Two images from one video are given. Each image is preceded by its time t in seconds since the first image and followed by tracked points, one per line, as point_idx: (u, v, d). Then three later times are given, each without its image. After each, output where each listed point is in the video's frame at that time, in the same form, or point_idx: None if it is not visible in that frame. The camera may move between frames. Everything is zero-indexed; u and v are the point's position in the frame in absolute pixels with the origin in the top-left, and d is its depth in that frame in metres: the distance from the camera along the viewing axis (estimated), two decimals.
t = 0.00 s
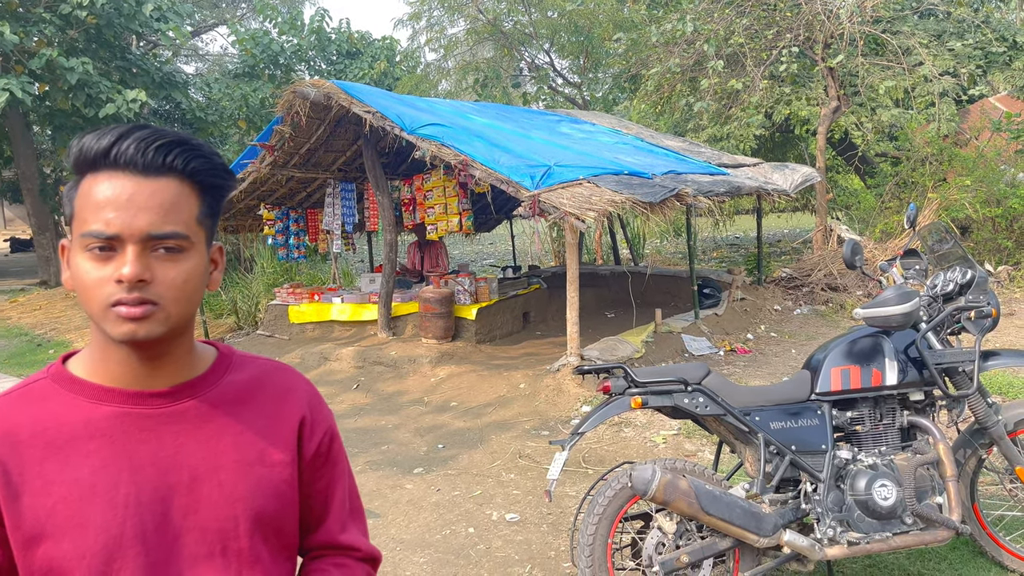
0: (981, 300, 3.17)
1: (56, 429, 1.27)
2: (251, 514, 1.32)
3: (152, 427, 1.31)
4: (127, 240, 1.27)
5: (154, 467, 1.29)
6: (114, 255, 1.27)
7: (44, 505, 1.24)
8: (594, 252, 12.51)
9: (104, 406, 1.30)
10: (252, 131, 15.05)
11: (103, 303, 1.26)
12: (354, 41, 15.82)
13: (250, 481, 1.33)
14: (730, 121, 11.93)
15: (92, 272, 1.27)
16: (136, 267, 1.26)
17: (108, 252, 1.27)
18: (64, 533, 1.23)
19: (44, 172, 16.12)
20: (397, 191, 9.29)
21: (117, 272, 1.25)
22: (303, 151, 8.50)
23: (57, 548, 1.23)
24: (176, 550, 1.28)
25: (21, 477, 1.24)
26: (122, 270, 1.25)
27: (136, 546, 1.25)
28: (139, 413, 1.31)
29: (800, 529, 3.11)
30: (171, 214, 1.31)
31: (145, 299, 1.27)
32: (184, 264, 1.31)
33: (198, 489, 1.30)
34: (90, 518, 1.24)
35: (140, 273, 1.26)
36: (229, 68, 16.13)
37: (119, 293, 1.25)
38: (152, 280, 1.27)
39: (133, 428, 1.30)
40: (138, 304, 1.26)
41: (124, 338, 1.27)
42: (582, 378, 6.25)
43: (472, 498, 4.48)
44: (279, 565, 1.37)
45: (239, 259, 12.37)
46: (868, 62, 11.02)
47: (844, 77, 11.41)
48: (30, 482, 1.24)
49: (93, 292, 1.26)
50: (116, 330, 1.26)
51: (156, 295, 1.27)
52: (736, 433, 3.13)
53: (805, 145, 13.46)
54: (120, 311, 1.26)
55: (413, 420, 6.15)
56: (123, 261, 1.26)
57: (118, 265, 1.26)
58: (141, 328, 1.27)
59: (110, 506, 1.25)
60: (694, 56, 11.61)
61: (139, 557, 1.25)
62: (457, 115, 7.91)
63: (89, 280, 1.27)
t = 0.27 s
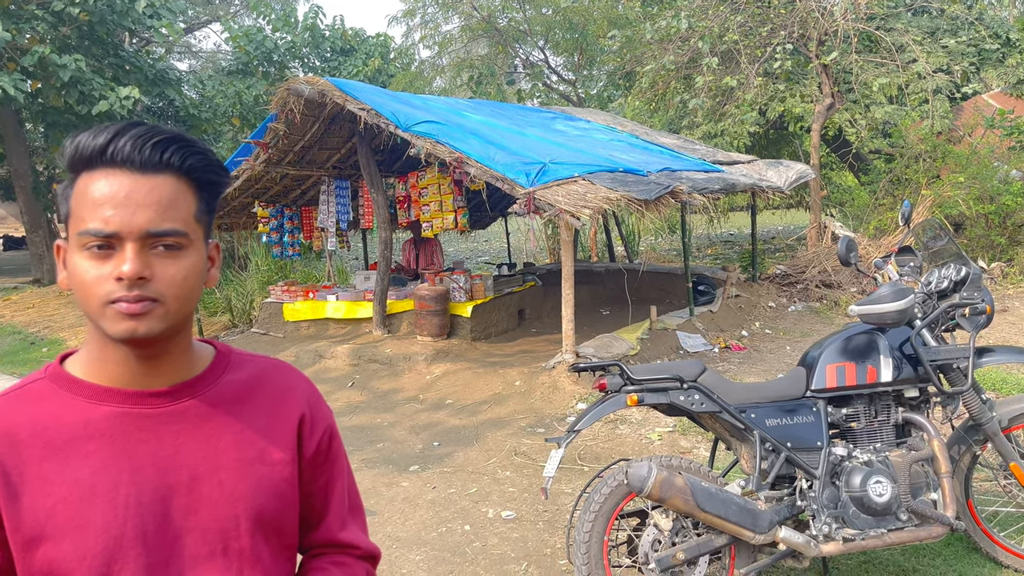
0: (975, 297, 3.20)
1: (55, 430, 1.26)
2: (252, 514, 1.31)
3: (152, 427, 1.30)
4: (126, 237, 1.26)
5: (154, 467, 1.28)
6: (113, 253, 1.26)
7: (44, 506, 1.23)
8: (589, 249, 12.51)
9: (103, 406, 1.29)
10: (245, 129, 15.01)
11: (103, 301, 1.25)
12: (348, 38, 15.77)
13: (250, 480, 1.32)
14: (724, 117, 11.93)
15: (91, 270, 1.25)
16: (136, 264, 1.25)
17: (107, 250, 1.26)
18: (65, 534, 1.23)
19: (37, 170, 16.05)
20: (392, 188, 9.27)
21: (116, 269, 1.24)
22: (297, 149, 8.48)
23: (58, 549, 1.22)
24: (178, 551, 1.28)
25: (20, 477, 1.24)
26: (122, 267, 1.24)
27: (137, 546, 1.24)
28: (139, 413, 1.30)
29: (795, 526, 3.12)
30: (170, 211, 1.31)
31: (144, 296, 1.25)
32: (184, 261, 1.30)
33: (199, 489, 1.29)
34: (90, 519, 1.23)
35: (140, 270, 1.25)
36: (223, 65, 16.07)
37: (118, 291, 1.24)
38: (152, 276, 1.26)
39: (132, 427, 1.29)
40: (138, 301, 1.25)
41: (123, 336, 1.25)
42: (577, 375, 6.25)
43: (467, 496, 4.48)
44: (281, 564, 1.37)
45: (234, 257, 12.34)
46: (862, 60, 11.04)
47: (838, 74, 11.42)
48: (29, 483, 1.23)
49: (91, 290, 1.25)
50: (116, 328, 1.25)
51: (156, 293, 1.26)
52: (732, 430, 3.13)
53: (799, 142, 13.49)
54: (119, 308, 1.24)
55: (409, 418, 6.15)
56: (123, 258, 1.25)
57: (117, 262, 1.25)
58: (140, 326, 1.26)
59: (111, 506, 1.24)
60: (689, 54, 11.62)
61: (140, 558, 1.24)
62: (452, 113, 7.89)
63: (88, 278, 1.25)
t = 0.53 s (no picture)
0: (970, 293, 3.20)
1: (51, 424, 1.25)
2: (250, 507, 1.31)
3: (149, 421, 1.29)
4: (121, 230, 1.26)
5: (152, 460, 1.27)
6: (108, 246, 1.26)
7: (41, 501, 1.21)
8: (584, 246, 12.51)
9: (100, 400, 1.28)
10: (240, 126, 14.97)
11: (100, 295, 1.24)
12: (343, 35, 15.73)
13: (249, 474, 1.32)
14: (719, 114, 11.93)
15: (87, 264, 1.25)
16: (132, 257, 1.24)
17: (102, 243, 1.25)
18: (62, 529, 1.21)
19: (30, 167, 15.98)
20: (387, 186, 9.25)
21: (112, 263, 1.23)
22: (292, 146, 8.45)
23: (54, 544, 1.21)
24: (176, 545, 1.27)
25: (17, 472, 1.22)
26: (119, 260, 1.23)
27: (135, 541, 1.23)
28: (136, 406, 1.29)
29: (791, 522, 3.13)
30: (165, 204, 1.30)
31: (141, 290, 1.25)
32: (180, 254, 1.29)
33: (197, 483, 1.28)
34: (88, 513, 1.22)
35: (136, 263, 1.24)
36: (217, 62, 16.02)
37: (115, 285, 1.23)
38: (148, 269, 1.25)
39: (130, 421, 1.28)
40: (135, 295, 1.24)
41: (120, 331, 1.25)
42: (573, 372, 6.25)
43: (463, 493, 4.47)
44: (278, 559, 1.37)
45: (228, 254, 12.30)
46: (857, 56, 11.05)
47: (833, 71, 11.44)
48: (25, 477, 1.22)
49: (88, 284, 1.25)
50: (113, 322, 1.24)
51: (152, 286, 1.26)
52: (728, 426, 3.14)
53: (794, 139, 13.51)
54: (116, 302, 1.24)
55: (404, 415, 6.14)
56: (119, 252, 1.25)
57: (113, 256, 1.24)
58: (137, 320, 1.25)
59: (108, 501, 1.23)
60: (684, 50, 11.62)
61: (138, 552, 1.23)
62: (447, 109, 7.88)
63: (85, 272, 1.25)
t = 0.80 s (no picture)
0: (970, 290, 3.17)
1: (60, 422, 1.25)
2: (256, 506, 1.32)
3: (157, 420, 1.30)
4: (127, 233, 1.26)
5: (160, 458, 1.27)
6: (114, 250, 1.26)
7: (49, 498, 1.21)
8: (584, 244, 12.51)
9: (108, 399, 1.29)
10: (239, 126, 14.98)
11: (108, 297, 1.25)
12: (342, 34, 15.71)
13: (254, 473, 1.33)
14: (719, 111, 11.91)
15: (95, 267, 1.25)
16: (138, 258, 1.25)
17: (109, 247, 1.26)
18: (72, 525, 1.21)
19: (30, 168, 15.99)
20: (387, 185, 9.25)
21: (119, 266, 1.24)
22: (291, 145, 8.45)
23: (64, 541, 1.21)
24: (184, 542, 1.27)
25: (26, 470, 1.21)
26: (125, 262, 1.24)
27: (143, 537, 1.24)
28: (144, 405, 1.30)
29: (792, 519, 3.13)
30: (168, 206, 1.30)
31: (149, 292, 1.26)
32: (185, 255, 1.30)
33: (205, 482, 1.29)
34: (97, 511, 1.22)
35: (143, 265, 1.25)
36: (216, 61, 16.01)
37: (123, 287, 1.24)
38: (154, 272, 1.26)
39: (137, 420, 1.29)
40: (143, 298, 1.25)
41: (128, 333, 1.26)
42: (574, 370, 6.25)
43: (465, 491, 4.48)
44: (281, 557, 1.38)
45: (229, 254, 12.31)
46: (856, 53, 11.04)
47: (833, 68, 11.43)
48: (33, 475, 1.21)
49: (96, 287, 1.25)
50: (121, 325, 1.25)
51: (159, 287, 1.27)
52: (728, 424, 3.13)
53: (793, 136, 13.50)
54: (125, 304, 1.25)
55: (405, 414, 6.14)
56: (125, 254, 1.25)
57: (120, 258, 1.25)
58: (145, 321, 1.26)
59: (117, 499, 1.23)
60: (683, 48, 11.62)
61: (146, 549, 1.24)
62: (447, 108, 7.87)
63: (92, 276, 1.25)
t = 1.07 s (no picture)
0: (979, 285, 3.18)
1: (73, 425, 1.26)
2: (267, 507, 1.33)
3: (169, 422, 1.31)
4: (137, 238, 1.27)
5: (172, 459, 1.28)
6: (125, 255, 1.27)
7: (63, 500, 1.22)
8: (591, 242, 12.50)
9: (121, 402, 1.30)
10: (246, 127, 15.03)
11: (119, 301, 1.26)
12: (347, 33, 15.73)
13: (265, 474, 1.33)
14: (725, 107, 11.85)
15: (105, 272, 1.26)
16: (149, 263, 1.26)
17: (119, 251, 1.26)
18: (86, 526, 1.22)
19: (38, 170, 16.07)
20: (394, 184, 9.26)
21: (130, 270, 1.25)
22: (298, 145, 8.47)
23: (78, 542, 1.22)
24: (196, 543, 1.28)
25: (39, 472, 1.22)
26: (136, 267, 1.25)
27: (156, 538, 1.25)
28: (156, 407, 1.31)
29: (801, 516, 3.13)
30: (178, 211, 1.31)
31: (159, 296, 1.27)
32: (195, 259, 1.31)
33: (217, 483, 1.30)
34: (110, 512, 1.23)
35: (153, 269, 1.26)
36: (222, 62, 16.07)
37: (134, 292, 1.25)
38: (165, 276, 1.27)
39: (149, 422, 1.30)
40: (153, 301, 1.26)
41: (140, 337, 1.26)
42: (582, 368, 6.25)
43: (473, 490, 4.49)
44: (291, 557, 1.39)
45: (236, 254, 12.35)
46: (863, 48, 10.99)
47: (839, 63, 11.37)
48: (47, 476, 1.22)
49: (106, 292, 1.26)
50: (133, 328, 1.26)
51: (170, 291, 1.27)
52: (737, 421, 3.13)
53: (800, 132, 13.45)
54: (135, 308, 1.25)
55: (413, 413, 6.16)
56: (136, 259, 1.26)
57: (131, 263, 1.26)
58: (156, 325, 1.27)
59: (131, 500, 1.24)
60: (689, 44, 11.59)
61: (159, 550, 1.25)
62: (452, 107, 7.88)
63: (103, 280, 1.26)
